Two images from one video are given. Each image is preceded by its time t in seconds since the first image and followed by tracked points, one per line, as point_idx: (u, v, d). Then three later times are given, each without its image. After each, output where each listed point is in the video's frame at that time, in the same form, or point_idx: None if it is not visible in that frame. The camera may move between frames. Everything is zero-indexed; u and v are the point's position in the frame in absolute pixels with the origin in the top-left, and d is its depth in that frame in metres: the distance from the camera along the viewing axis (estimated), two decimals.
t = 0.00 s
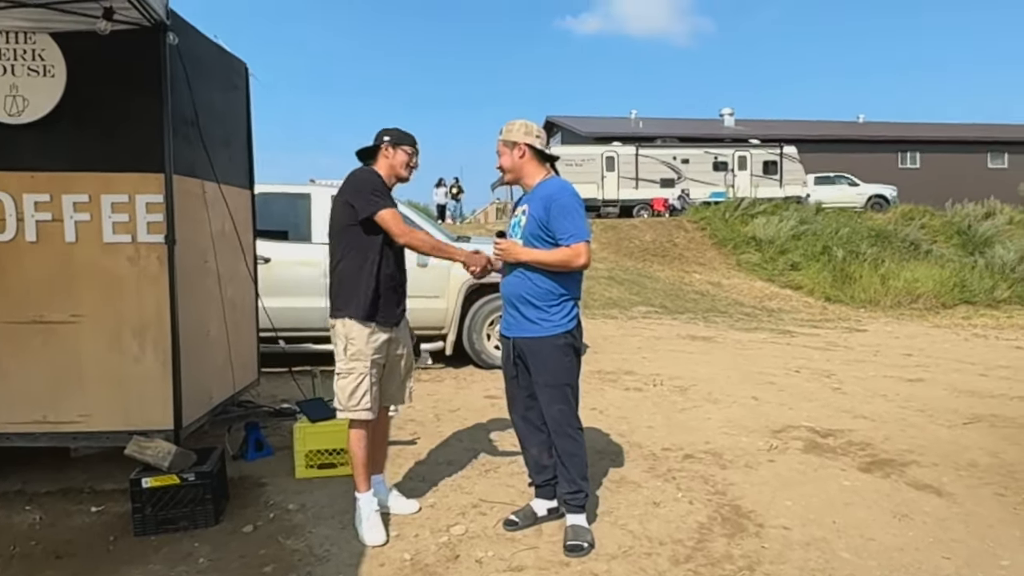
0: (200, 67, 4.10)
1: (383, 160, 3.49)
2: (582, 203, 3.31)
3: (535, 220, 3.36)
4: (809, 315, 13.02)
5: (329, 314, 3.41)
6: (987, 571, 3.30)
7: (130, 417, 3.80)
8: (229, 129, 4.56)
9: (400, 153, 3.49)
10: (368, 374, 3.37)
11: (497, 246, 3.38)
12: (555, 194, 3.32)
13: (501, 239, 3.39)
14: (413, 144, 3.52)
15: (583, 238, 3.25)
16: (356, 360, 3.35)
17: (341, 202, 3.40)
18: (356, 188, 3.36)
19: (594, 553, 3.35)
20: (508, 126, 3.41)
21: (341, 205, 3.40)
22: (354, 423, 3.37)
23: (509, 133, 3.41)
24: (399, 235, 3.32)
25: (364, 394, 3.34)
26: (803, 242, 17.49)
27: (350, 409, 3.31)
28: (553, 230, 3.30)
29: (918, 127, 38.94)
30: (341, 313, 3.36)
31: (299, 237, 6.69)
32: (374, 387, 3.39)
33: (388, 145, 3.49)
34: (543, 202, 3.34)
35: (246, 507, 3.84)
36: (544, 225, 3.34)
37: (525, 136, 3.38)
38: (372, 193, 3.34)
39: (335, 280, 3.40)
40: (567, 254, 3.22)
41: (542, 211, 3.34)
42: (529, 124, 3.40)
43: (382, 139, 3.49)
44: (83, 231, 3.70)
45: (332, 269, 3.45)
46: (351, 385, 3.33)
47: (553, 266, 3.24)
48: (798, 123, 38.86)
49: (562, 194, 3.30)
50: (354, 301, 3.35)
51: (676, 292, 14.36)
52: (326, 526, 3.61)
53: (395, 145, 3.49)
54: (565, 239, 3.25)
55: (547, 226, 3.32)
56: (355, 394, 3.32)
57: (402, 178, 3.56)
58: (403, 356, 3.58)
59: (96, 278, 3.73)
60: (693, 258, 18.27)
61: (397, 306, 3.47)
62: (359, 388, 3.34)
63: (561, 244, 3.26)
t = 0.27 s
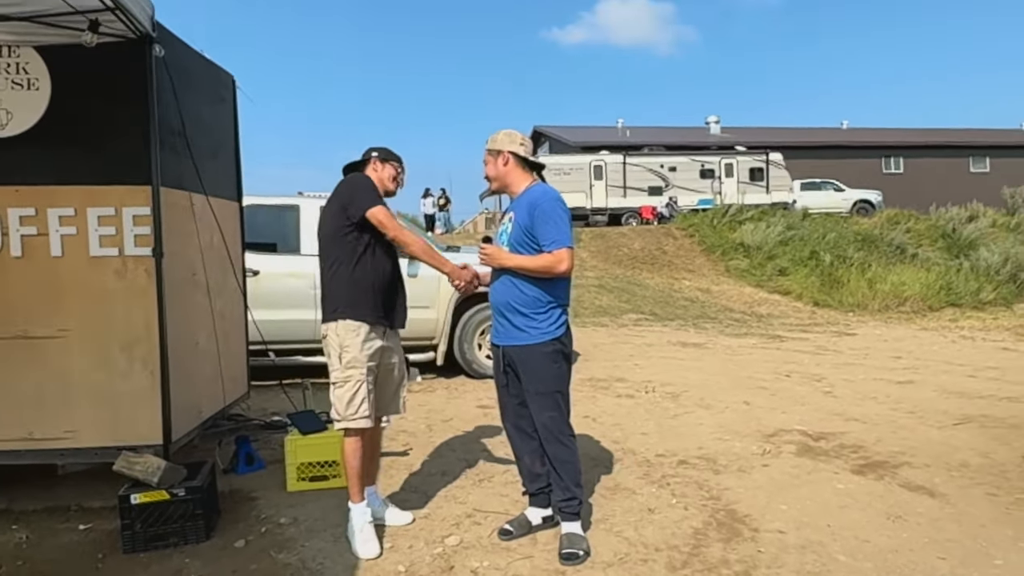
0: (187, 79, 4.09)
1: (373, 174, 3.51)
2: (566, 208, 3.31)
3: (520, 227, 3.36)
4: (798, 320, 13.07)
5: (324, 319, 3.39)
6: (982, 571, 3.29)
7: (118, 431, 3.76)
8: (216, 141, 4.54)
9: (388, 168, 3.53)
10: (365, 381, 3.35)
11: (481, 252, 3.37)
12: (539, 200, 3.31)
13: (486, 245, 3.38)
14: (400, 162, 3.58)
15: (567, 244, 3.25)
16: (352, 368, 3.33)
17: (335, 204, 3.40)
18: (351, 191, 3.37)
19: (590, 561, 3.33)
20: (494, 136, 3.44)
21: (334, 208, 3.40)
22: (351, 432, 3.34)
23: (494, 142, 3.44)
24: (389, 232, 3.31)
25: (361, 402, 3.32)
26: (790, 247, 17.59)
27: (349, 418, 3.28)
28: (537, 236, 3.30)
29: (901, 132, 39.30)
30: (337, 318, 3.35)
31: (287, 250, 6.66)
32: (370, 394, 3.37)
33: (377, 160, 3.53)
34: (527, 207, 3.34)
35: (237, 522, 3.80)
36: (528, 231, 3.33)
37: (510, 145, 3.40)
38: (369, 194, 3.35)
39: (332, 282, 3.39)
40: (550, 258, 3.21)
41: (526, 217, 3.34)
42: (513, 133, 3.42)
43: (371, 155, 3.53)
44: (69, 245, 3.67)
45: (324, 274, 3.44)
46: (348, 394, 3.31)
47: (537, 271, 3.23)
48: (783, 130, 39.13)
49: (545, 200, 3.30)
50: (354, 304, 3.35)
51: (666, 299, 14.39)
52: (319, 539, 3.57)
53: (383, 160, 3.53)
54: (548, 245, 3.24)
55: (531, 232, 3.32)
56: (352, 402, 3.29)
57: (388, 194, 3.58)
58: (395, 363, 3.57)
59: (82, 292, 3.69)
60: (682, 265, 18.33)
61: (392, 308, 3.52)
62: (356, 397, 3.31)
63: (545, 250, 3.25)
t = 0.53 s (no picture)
0: (176, 90, 4.06)
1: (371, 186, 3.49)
2: (559, 216, 3.28)
3: (512, 235, 3.34)
4: (789, 324, 13.10)
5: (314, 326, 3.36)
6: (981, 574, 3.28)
7: (108, 447, 3.71)
8: (205, 152, 4.51)
9: (384, 183, 3.51)
10: (357, 391, 3.30)
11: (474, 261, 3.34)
12: (531, 208, 3.30)
13: (478, 254, 3.36)
14: (396, 178, 3.55)
15: (560, 251, 3.22)
16: (345, 377, 3.29)
17: (331, 211, 3.38)
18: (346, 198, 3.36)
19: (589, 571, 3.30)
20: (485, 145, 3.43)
21: (328, 215, 3.38)
22: (343, 443, 3.29)
23: (485, 151, 3.42)
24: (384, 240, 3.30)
25: (354, 411, 3.27)
26: (780, 252, 17.64)
27: (341, 427, 3.23)
28: (529, 244, 3.28)
29: (887, 136, 39.59)
30: (328, 326, 3.31)
31: (278, 260, 6.62)
32: (362, 404, 3.33)
33: (373, 174, 3.51)
34: (519, 216, 3.32)
35: (230, 537, 3.75)
36: (520, 239, 3.31)
37: (500, 153, 3.38)
38: (364, 203, 3.33)
39: (322, 289, 3.36)
40: (543, 267, 3.19)
41: (519, 225, 3.32)
42: (503, 142, 3.41)
43: (367, 169, 3.52)
44: (56, 258, 3.63)
45: (315, 281, 3.41)
46: (340, 403, 3.26)
47: (530, 279, 3.21)
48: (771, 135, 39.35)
49: (537, 208, 3.28)
50: (344, 312, 3.33)
51: (657, 305, 14.40)
52: (314, 553, 3.53)
53: (379, 175, 3.51)
54: (541, 253, 3.22)
55: (524, 240, 3.30)
56: (344, 411, 3.24)
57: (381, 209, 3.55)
58: (387, 374, 3.53)
59: (70, 305, 3.65)
60: (673, 270, 18.35)
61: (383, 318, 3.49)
62: (348, 406, 3.27)
63: (538, 258, 3.23)
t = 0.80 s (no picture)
0: (163, 98, 4.03)
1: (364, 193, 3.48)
2: (550, 221, 3.28)
3: (503, 240, 3.33)
4: (781, 326, 13.12)
5: (301, 334, 3.33)
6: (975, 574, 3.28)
7: (97, 458, 3.67)
8: (193, 160, 4.48)
9: (377, 189, 3.49)
10: (342, 399, 3.28)
11: (465, 267, 3.32)
12: (522, 213, 3.29)
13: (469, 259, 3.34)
14: (390, 185, 3.53)
15: (551, 256, 3.22)
16: (329, 385, 3.27)
17: (317, 219, 3.36)
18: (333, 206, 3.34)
19: None
20: (474, 149, 3.41)
21: (315, 223, 3.36)
22: (330, 452, 3.27)
23: (474, 156, 3.40)
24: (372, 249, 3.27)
25: (339, 419, 3.25)
26: (771, 255, 17.69)
27: (326, 435, 3.20)
28: (521, 249, 3.27)
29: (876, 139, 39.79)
30: (313, 334, 3.30)
31: (269, 268, 6.59)
32: (347, 412, 3.30)
33: (368, 180, 3.49)
34: (510, 220, 3.31)
35: (221, 548, 3.72)
36: (511, 244, 3.30)
37: (490, 157, 3.36)
38: (351, 211, 3.31)
39: (309, 298, 3.34)
40: (535, 272, 3.19)
41: (510, 230, 3.31)
42: (492, 145, 3.39)
43: (361, 175, 3.50)
44: (43, 268, 3.60)
45: (302, 289, 3.39)
46: (325, 411, 3.24)
47: (523, 284, 3.20)
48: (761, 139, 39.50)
49: (528, 212, 3.27)
50: (329, 321, 3.30)
51: (650, 309, 14.41)
52: (306, 563, 3.50)
53: (373, 182, 3.49)
54: (533, 258, 3.22)
55: (515, 245, 3.29)
56: (329, 419, 3.22)
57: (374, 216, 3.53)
58: (373, 383, 3.51)
59: (57, 315, 3.62)
60: (665, 274, 18.37)
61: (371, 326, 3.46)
62: (333, 414, 3.24)
63: (530, 263, 3.22)
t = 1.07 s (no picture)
0: (154, 102, 4.03)
1: (355, 194, 3.48)
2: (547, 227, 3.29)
3: (500, 245, 3.33)
4: (775, 327, 13.15)
5: (286, 337, 3.33)
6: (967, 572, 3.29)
7: (88, 464, 3.66)
8: (185, 164, 4.47)
9: (370, 191, 3.49)
10: (325, 402, 3.27)
11: (459, 271, 3.34)
12: (520, 218, 3.28)
13: (464, 264, 3.34)
14: (383, 187, 3.53)
15: (551, 263, 3.23)
16: (312, 388, 3.26)
17: (309, 222, 3.37)
18: (324, 212, 3.34)
19: None
20: (463, 149, 3.38)
21: (305, 227, 3.37)
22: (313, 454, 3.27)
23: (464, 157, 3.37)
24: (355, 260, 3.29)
25: (321, 422, 3.24)
26: (765, 255, 17.73)
27: (306, 438, 3.20)
28: (519, 255, 3.27)
29: (869, 139, 39.92)
30: (298, 337, 3.29)
31: (263, 272, 6.58)
32: (330, 415, 3.29)
33: (361, 184, 3.49)
34: (506, 227, 3.31)
35: (214, 553, 3.71)
36: (508, 250, 3.30)
37: (481, 158, 3.34)
38: (338, 216, 3.32)
39: (296, 299, 3.33)
40: (534, 279, 3.19)
41: (507, 235, 3.31)
42: (482, 144, 3.36)
43: (354, 177, 3.50)
44: (34, 273, 3.59)
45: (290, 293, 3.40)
46: (307, 414, 3.23)
47: (523, 292, 3.21)
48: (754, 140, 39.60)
49: (524, 218, 3.27)
50: (314, 324, 3.30)
51: (644, 310, 14.42)
52: (299, 567, 3.50)
53: (366, 184, 3.49)
54: (532, 265, 3.22)
55: (513, 250, 3.29)
56: (310, 422, 3.22)
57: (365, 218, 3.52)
58: (360, 386, 3.50)
59: (48, 320, 3.61)
60: (660, 276, 18.39)
61: (357, 334, 3.45)
62: (314, 417, 3.24)
63: (528, 270, 3.23)
